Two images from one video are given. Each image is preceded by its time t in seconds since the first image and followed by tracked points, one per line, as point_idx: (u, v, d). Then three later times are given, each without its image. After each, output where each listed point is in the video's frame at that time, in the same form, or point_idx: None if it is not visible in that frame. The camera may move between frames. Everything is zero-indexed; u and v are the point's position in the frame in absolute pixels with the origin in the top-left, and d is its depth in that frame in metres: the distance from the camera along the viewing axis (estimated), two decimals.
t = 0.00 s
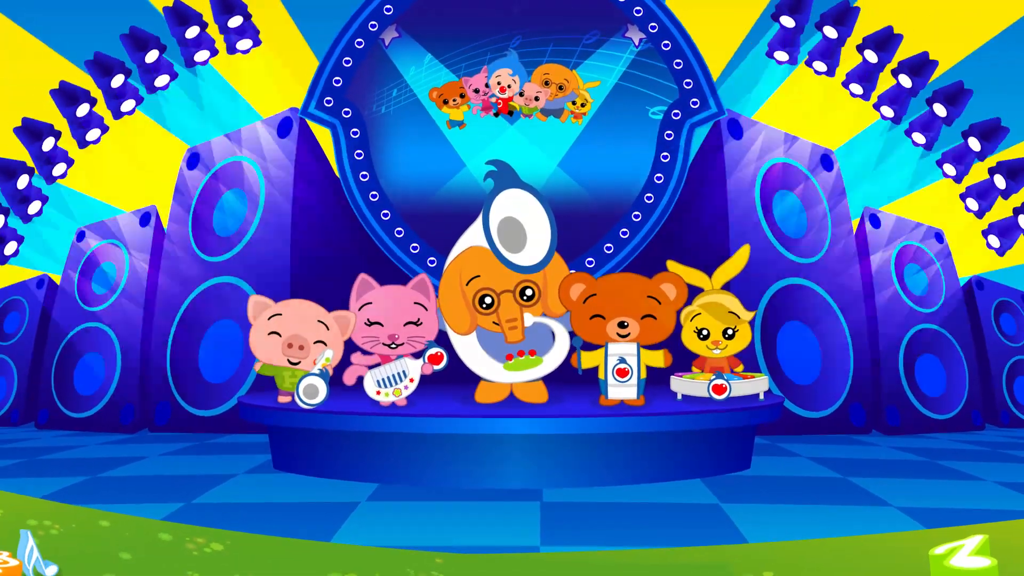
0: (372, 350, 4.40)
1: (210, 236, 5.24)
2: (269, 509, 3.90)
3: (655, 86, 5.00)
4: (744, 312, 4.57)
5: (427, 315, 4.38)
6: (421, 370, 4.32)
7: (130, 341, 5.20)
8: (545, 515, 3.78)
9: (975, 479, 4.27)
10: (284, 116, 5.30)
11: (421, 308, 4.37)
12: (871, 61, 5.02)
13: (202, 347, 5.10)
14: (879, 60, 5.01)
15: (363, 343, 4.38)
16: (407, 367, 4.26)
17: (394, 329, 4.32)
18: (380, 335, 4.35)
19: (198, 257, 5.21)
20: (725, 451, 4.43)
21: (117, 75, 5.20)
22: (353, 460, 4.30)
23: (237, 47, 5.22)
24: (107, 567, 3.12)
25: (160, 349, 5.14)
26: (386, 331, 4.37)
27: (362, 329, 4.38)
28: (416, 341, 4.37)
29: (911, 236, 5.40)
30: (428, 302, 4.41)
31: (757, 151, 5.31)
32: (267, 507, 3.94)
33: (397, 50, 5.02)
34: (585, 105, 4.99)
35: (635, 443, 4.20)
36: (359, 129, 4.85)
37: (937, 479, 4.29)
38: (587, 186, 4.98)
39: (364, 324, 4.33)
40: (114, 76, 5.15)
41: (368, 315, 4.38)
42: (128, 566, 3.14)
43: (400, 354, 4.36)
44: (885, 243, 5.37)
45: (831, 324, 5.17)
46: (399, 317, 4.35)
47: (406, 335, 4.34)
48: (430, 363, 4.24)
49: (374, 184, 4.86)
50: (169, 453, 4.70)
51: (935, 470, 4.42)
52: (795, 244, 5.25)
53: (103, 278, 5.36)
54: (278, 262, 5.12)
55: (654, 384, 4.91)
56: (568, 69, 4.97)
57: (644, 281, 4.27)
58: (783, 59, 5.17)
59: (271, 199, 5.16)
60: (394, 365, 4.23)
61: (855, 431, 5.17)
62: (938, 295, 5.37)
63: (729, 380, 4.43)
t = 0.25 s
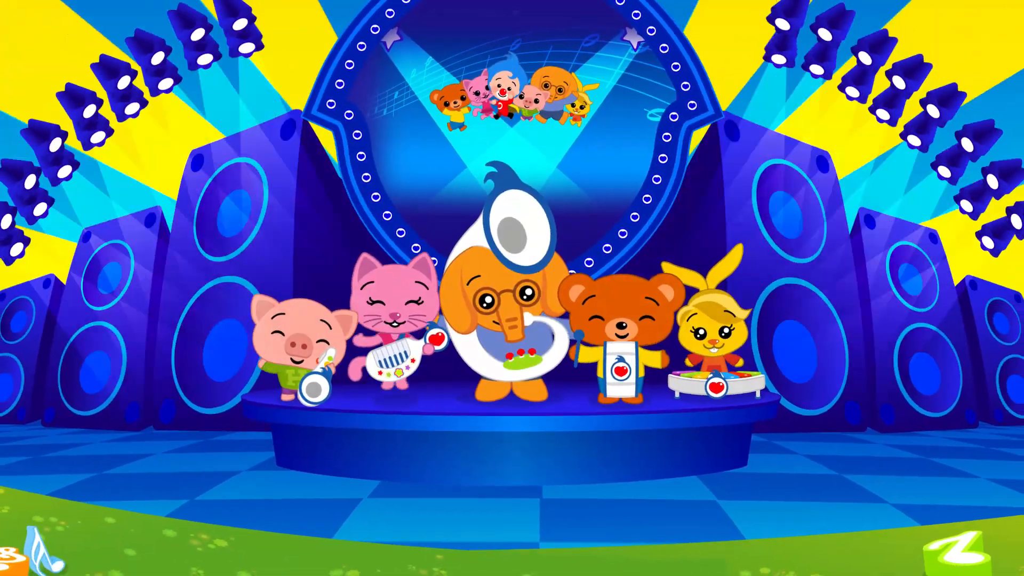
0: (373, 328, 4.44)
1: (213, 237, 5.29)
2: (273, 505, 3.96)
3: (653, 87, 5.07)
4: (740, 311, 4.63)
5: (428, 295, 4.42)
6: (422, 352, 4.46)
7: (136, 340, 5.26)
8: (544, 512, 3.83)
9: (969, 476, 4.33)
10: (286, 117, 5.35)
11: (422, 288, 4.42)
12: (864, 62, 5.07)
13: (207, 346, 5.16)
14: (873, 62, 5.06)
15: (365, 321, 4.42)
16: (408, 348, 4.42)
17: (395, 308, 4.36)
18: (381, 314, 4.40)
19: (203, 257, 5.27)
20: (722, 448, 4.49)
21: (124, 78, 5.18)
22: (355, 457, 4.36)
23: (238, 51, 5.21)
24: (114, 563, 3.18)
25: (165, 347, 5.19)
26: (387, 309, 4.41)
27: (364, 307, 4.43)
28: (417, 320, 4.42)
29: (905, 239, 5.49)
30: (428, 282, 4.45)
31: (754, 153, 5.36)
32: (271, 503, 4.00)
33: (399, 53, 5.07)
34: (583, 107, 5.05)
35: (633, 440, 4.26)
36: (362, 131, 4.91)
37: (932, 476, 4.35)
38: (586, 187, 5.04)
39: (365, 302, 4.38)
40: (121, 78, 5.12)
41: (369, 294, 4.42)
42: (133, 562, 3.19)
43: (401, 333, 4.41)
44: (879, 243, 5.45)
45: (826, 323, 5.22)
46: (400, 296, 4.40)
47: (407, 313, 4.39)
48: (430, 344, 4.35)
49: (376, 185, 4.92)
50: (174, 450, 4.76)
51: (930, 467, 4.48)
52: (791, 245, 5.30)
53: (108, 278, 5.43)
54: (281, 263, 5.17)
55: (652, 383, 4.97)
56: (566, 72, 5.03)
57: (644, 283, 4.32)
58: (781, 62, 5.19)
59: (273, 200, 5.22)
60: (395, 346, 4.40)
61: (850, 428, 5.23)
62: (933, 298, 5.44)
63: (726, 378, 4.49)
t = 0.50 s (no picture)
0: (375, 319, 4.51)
1: (218, 237, 5.36)
2: (276, 502, 4.02)
3: (651, 90, 5.11)
4: (736, 309, 4.70)
5: (432, 289, 4.51)
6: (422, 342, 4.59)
7: (141, 339, 5.33)
8: (543, 508, 3.89)
9: (962, 473, 4.39)
10: (289, 119, 5.38)
11: (427, 282, 4.49)
12: (867, 71, 5.14)
13: (211, 345, 5.22)
14: (876, 71, 5.14)
15: (367, 308, 4.49)
16: (409, 339, 4.53)
17: (399, 299, 4.43)
18: (384, 304, 4.46)
19: (207, 256, 5.34)
20: (720, 446, 4.55)
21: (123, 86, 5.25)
22: (357, 455, 4.42)
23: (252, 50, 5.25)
24: (119, 558, 3.24)
25: (170, 346, 5.26)
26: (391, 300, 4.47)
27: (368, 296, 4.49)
28: (418, 313, 4.51)
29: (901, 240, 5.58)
30: (433, 277, 4.53)
31: (752, 154, 5.40)
32: (274, 500, 4.06)
33: (400, 56, 5.13)
34: (582, 109, 5.12)
35: (631, 438, 4.32)
36: (364, 133, 4.99)
37: (926, 473, 4.41)
38: (585, 188, 5.10)
39: (371, 291, 4.45)
40: (119, 88, 5.21)
41: (376, 284, 4.46)
42: (139, 558, 3.25)
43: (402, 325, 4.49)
44: (875, 243, 5.50)
45: (822, 322, 5.29)
46: (405, 289, 4.46)
47: (411, 307, 4.46)
48: (431, 337, 4.41)
49: (378, 186, 4.99)
50: (179, 448, 4.83)
51: (924, 464, 4.54)
52: (787, 245, 5.37)
53: (115, 278, 5.51)
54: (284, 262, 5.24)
55: (650, 381, 5.03)
56: (566, 75, 5.12)
57: (652, 289, 4.36)
58: (769, 59, 5.25)
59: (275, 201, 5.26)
60: (397, 338, 4.51)
61: (845, 426, 5.30)
62: (928, 298, 5.53)
63: (723, 376, 4.56)
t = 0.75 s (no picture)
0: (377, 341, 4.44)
1: (222, 237, 5.43)
2: (279, 498, 4.09)
3: (649, 92, 5.18)
4: (731, 308, 4.77)
5: (440, 326, 4.38)
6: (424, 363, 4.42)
7: (146, 338, 5.39)
8: (542, 504, 3.96)
9: (955, 469, 4.46)
10: (293, 121, 5.49)
11: (437, 319, 4.36)
12: (857, 71, 5.24)
13: (215, 344, 5.29)
14: (864, 70, 5.22)
15: (373, 332, 4.42)
16: (411, 362, 4.36)
17: (404, 331, 4.33)
18: (390, 332, 4.38)
19: (211, 257, 5.40)
20: (716, 443, 4.62)
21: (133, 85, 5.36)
22: (360, 452, 4.48)
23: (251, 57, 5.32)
24: (125, 554, 3.30)
25: (175, 345, 5.32)
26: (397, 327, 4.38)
27: (377, 317, 4.42)
28: (422, 345, 4.40)
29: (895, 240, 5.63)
30: (446, 315, 4.38)
31: (747, 156, 5.49)
32: (278, 496, 4.12)
33: (402, 59, 5.20)
34: (582, 112, 5.19)
35: (629, 435, 4.38)
36: (366, 135, 5.05)
37: (921, 470, 4.47)
38: (584, 189, 5.16)
39: (379, 316, 4.37)
40: (129, 86, 5.30)
41: (387, 307, 4.40)
42: (145, 553, 3.32)
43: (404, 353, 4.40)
44: (870, 244, 5.57)
45: (817, 321, 5.35)
46: (414, 319, 4.36)
47: (414, 340, 4.36)
48: (432, 361, 4.36)
49: (380, 188, 5.06)
50: (184, 445, 4.89)
51: (918, 462, 4.61)
52: (783, 245, 5.44)
53: (120, 278, 5.58)
54: (287, 263, 5.30)
55: (648, 379, 5.10)
56: (565, 78, 5.17)
57: (652, 289, 4.43)
58: (769, 67, 5.39)
59: (280, 202, 5.34)
60: (399, 362, 4.32)
61: (841, 424, 5.36)
62: (921, 297, 5.57)
63: (720, 374, 4.63)
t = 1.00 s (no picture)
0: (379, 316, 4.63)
1: (226, 238, 5.51)
2: (283, 494, 4.16)
3: (647, 95, 5.26)
4: (728, 308, 4.84)
5: (440, 303, 4.57)
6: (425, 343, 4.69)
7: (151, 337, 5.46)
8: (541, 501, 4.03)
9: (948, 466, 4.53)
10: (296, 123, 5.57)
11: (438, 295, 4.56)
12: (849, 70, 5.30)
13: (220, 342, 5.36)
14: (857, 69, 5.28)
15: (376, 306, 4.61)
16: (412, 341, 4.65)
17: (406, 304, 4.52)
18: (392, 306, 4.56)
19: (216, 256, 5.48)
20: (713, 440, 4.69)
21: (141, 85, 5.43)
22: (362, 449, 4.55)
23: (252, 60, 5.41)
24: (131, 550, 3.36)
25: (180, 343, 5.39)
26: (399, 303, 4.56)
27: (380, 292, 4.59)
28: (422, 320, 4.62)
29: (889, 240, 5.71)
30: (446, 290, 4.60)
31: (743, 158, 5.57)
32: (282, 492, 4.19)
33: (403, 62, 5.26)
34: (581, 114, 5.26)
35: (627, 432, 4.45)
36: (369, 137, 5.07)
37: (915, 467, 4.54)
38: (583, 190, 5.23)
39: (383, 291, 4.54)
40: (138, 85, 5.37)
41: (389, 283, 4.56)
42: (150, 549, 3.38)
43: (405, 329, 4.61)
44: (865, 244, 5.65)
45: (813, 320, 5.42)
46: (416, 293, 4.55)
47: (416, 314, 4.55)
48: (434, 338, 4.54)
49: (382, 189, 5.08)
50: (188, 442, 4.96)
51: (912, 459, 4.67)
52: (779, 245, 5.51)
53: (126, 278, 5.65)
54: (290, 262, 5.37)
55: (645, 377, 5.17)
56: (564, 81, 5.24)
57: (649, 289, 4.50)
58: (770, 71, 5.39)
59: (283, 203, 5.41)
60: (401, 339, 4.62)
61: (836, 421, 5.43)
62: (915, 297, 5.65)
63: (717, 372, 4.70)
